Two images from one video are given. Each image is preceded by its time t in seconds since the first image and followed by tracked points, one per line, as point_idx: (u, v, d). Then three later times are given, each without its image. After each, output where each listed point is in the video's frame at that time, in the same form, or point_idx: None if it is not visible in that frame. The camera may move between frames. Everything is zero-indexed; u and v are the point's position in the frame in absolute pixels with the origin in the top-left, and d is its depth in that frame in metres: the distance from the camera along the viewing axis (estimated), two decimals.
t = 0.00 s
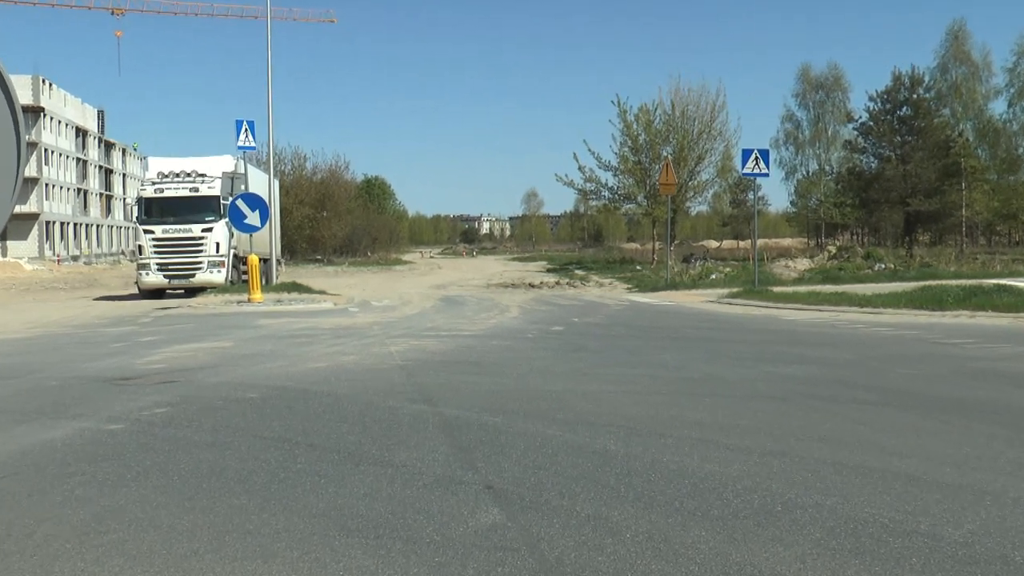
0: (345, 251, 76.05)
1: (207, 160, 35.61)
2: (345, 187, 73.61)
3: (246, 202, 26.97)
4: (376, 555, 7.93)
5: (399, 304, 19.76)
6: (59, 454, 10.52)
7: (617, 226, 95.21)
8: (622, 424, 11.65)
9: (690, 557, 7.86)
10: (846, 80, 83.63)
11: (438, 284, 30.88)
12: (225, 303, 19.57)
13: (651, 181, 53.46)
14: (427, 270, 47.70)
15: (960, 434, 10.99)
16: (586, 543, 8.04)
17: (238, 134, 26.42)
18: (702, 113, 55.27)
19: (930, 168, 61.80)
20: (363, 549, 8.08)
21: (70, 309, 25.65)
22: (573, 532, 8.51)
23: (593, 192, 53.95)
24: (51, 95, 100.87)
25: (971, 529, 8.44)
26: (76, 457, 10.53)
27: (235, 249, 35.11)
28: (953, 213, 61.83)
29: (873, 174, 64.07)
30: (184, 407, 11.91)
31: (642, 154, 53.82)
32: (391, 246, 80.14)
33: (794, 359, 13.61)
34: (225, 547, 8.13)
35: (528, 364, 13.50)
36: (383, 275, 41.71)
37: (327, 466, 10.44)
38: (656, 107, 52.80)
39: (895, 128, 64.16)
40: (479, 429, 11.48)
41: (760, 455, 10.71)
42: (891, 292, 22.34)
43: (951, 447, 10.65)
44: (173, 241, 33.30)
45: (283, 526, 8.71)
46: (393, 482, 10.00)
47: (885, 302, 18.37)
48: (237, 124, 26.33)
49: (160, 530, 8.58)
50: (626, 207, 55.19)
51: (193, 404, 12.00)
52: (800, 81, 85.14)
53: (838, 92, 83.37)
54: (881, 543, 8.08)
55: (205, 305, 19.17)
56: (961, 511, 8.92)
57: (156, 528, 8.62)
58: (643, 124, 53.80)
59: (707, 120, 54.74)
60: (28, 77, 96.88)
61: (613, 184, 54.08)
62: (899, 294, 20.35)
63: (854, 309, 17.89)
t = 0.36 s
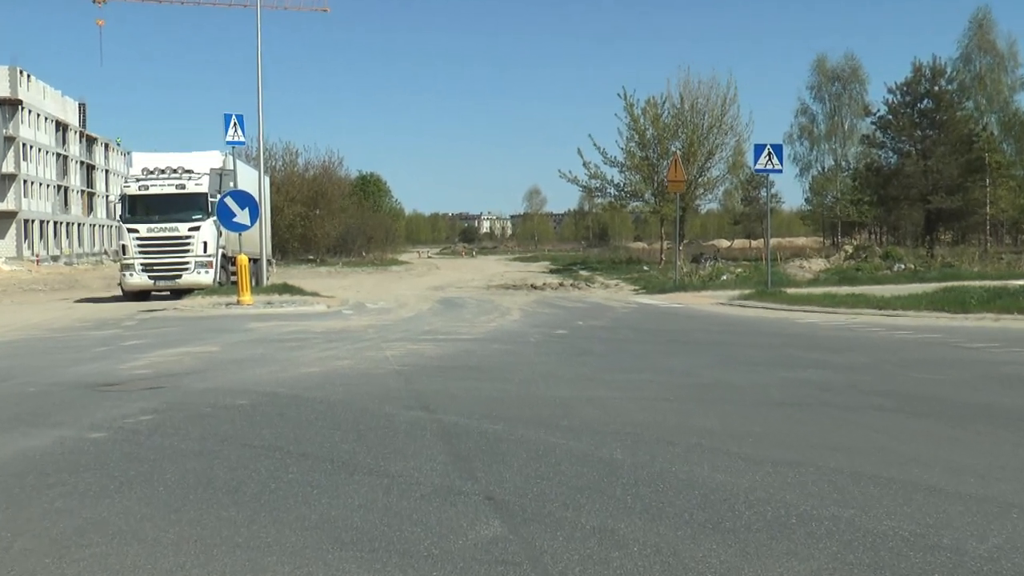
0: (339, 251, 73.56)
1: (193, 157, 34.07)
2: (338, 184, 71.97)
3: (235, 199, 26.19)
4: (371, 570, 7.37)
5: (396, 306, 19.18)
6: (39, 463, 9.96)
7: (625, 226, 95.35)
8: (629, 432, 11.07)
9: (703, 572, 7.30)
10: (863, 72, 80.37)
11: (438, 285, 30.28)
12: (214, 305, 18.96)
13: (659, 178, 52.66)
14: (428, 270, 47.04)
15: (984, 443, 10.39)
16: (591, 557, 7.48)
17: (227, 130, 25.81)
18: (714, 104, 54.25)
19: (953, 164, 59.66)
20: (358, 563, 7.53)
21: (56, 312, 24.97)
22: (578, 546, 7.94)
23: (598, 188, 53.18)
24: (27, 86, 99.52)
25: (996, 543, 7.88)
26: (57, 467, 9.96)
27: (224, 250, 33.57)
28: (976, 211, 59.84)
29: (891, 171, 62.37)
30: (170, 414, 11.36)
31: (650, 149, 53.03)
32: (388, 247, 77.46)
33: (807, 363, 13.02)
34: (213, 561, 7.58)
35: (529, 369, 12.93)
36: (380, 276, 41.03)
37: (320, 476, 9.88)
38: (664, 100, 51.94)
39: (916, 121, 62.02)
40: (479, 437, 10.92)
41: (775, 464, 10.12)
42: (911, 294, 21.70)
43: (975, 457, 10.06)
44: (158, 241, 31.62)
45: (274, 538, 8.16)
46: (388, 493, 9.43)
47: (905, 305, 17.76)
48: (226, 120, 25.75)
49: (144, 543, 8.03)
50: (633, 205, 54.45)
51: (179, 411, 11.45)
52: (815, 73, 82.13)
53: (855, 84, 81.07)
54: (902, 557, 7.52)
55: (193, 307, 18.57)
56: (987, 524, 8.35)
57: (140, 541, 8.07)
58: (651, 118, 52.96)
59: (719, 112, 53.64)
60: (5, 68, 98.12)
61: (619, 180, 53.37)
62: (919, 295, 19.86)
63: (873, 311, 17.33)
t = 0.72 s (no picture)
0: (333, 256, 73.83)
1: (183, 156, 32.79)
2: (331, 186, 70.24)
3: (224, 202, 25.29)
4: None
5: (393, 314, 18.58)
6: (15, 481, 9.39)
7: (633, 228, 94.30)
8: (637, 447, 10.50)
9: None
10: (883, 68, 75.38)
11: (438, 293, 29.60)
12: (203, 313, 18.36)
13: (669, 180, 50.99)
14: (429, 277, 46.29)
15: (1011, 460, 9.81)
16: None
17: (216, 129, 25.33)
18: (725, 103, 52.12)
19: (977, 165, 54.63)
20: None
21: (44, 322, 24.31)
22: (584, 567, 7.37)
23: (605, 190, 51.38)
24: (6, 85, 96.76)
25: None
26: (35, 484, 9.40)
27: (212, 254, 32.34)
28: (1004, 214, 54.01)
29: (912, 172, 57.46)
30: (155, 428, 10.80)
31: (659, 150, 51.29)
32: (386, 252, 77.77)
33: (823, 373, 12.44)
34: None
35: (531, 379, 12.36)
36: (378, 283, 40.31)
37: (312, 493, 9.31)
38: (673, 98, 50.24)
39: (938, 120, 56.84)
40: (480, 453, 10.36)
41: (792, 481, 9.55)
42: (934, 300, 21.08)
43: (1002, 474, 9.49)
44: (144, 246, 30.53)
45: (264, 559, 7.60)
46: (385, 511, 8.86)
47: (927, 313, 17.18)
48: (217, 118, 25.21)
49: (125, 564, 7.47)
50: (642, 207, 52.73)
51: (166, 425, 10.90)
52: (832, 70, 77.66)
53: (873, 82, 76.25)
54: None
55: (181, 316, 17.97)
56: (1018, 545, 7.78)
57: (122, 562, 7.51)
58: (660, 117, 51.15)
59: (732, 111, 51.84)
60: None
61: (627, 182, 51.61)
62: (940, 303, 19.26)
63: (893, 319, 16.75)
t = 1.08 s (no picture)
0: (324, 264, 71.24)
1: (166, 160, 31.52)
2: (323, 190, 66.88)
3: (208, 206, 23.57)
4: None
5: (387, 325, 17.97)
6: None
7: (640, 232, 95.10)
8: (645, 464, 9.89)
9: None
10: (902, 65, 73.41)
11: (437, 302, 28.96)
12: (187, 324, 17.74)
13: (676, 183, 49.58)
14: (425, 285, 45.48)
15: None
16: None
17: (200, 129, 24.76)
18: (737, 101, 50.69)
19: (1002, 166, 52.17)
20: None
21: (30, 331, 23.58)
22: None
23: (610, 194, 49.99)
24: None
25: None
26: (6, 504, 8.77)
27: (195, 262, 30.56)
28: None
29: (934, 174, 54.85)
30: (136, 445, 10.18)
31: (666, 152, 49.80)
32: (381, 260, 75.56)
33: (838, 386, 11.84)
34: None
35: (531, 391, 11.77)
36: (376, 291, 39.60)
37: (300, 513, 8.70)
38: (682, 98, 48.79)
39: (961, 119, 54.81)
40: (479, 470, 9.75)
41: (807, 500, 8.94)
42: (954, 310, 20.46)
43: None
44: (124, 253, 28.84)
45: None
46: (378, 531, 8.25)
47: (948, 322, 16.59)
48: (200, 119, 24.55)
49: None
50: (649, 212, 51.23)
51: (147, 441, 10.28)
52: (850, 68, 75.80)
53: (893, 79, 74.19)
54: None
55: (164, 327, 17.35)
56: None
57: None
58: (668, 118, 49.78)
59: (743, 111, 50.31)
60: None
61: (634, 185, 50.14)
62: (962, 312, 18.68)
63: (913, 329, 16.17)
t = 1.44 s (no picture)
0: (315, 267, 69.16)
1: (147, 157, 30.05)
2: (313, 189, 64.27)
3: (192, 207, 22.50)
4: None
5: (382, 332, 17.39)
6: None
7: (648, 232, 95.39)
8: (653, 478, 9.33)
9: None
10: (924, 57, 70.05)
11: (438, 308, 28.35)
12: (173, 331, 17.20)
13: (684, 183, 47.28)
14: (424, 290, 44.75)
15: None
16: None
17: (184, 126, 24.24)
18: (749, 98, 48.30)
19: None
20: None
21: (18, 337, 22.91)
22: None
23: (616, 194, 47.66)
24: None
25: None
26: None
27: (180, 266, 29.38)
28: None
29: (956, 172, 53.12)
30: (116, 458, 9.61)
31: (674, 150, 47.54)
32: (373, 264, 73.38)
33: (855, 396, 11.28)
34: None
35: (532, 401, 11.21)
36: (375, 296, 38.94)
37: (289, 528, 8.14)
38: (691, 92, 46.46)
39: (986, 116, 53.81)
40: (478, 484, 9.18)
41: (825, 515, 8.37)
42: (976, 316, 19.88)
43: None
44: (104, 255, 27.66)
45: None
46: (370, 549, 7.68)
47: (972, 328, 16.03)
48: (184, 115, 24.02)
49: None
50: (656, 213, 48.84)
51: (128, 454, 9.71)
52: (867, 61, 72.27)
53: (914, 72, 70.83)
54: None
55: (148, 335, 16.80)
56: None
57: None
58: (676, 114, 47.57)
59: (755, 107, 47.98)
60: None
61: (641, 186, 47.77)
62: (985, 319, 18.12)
63: (935, 336, 15.58)
